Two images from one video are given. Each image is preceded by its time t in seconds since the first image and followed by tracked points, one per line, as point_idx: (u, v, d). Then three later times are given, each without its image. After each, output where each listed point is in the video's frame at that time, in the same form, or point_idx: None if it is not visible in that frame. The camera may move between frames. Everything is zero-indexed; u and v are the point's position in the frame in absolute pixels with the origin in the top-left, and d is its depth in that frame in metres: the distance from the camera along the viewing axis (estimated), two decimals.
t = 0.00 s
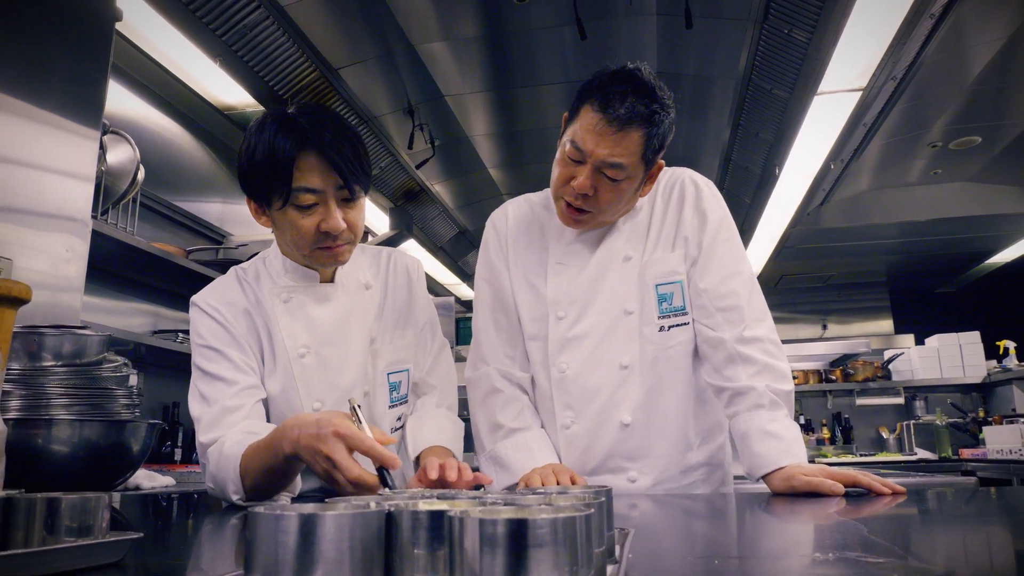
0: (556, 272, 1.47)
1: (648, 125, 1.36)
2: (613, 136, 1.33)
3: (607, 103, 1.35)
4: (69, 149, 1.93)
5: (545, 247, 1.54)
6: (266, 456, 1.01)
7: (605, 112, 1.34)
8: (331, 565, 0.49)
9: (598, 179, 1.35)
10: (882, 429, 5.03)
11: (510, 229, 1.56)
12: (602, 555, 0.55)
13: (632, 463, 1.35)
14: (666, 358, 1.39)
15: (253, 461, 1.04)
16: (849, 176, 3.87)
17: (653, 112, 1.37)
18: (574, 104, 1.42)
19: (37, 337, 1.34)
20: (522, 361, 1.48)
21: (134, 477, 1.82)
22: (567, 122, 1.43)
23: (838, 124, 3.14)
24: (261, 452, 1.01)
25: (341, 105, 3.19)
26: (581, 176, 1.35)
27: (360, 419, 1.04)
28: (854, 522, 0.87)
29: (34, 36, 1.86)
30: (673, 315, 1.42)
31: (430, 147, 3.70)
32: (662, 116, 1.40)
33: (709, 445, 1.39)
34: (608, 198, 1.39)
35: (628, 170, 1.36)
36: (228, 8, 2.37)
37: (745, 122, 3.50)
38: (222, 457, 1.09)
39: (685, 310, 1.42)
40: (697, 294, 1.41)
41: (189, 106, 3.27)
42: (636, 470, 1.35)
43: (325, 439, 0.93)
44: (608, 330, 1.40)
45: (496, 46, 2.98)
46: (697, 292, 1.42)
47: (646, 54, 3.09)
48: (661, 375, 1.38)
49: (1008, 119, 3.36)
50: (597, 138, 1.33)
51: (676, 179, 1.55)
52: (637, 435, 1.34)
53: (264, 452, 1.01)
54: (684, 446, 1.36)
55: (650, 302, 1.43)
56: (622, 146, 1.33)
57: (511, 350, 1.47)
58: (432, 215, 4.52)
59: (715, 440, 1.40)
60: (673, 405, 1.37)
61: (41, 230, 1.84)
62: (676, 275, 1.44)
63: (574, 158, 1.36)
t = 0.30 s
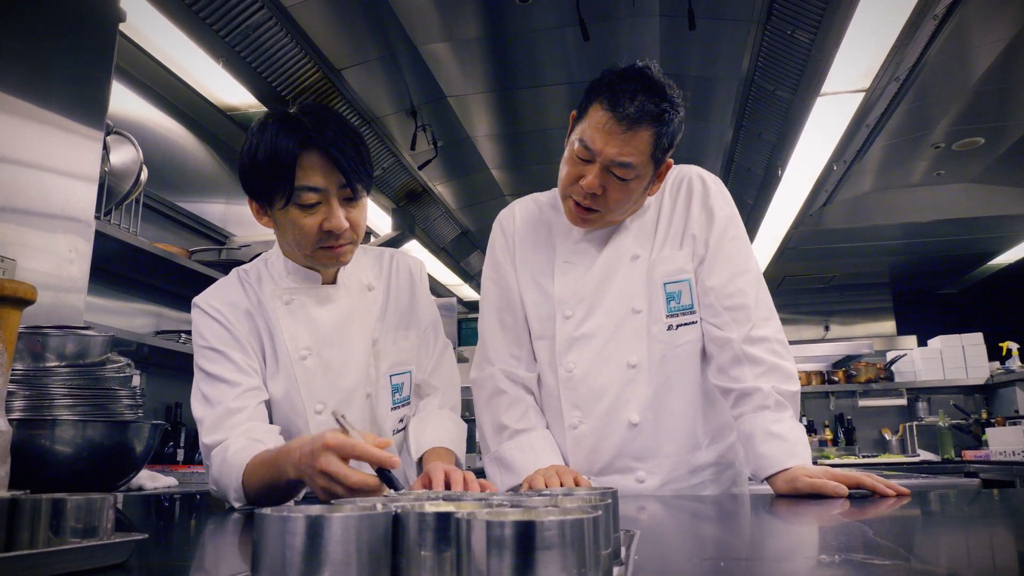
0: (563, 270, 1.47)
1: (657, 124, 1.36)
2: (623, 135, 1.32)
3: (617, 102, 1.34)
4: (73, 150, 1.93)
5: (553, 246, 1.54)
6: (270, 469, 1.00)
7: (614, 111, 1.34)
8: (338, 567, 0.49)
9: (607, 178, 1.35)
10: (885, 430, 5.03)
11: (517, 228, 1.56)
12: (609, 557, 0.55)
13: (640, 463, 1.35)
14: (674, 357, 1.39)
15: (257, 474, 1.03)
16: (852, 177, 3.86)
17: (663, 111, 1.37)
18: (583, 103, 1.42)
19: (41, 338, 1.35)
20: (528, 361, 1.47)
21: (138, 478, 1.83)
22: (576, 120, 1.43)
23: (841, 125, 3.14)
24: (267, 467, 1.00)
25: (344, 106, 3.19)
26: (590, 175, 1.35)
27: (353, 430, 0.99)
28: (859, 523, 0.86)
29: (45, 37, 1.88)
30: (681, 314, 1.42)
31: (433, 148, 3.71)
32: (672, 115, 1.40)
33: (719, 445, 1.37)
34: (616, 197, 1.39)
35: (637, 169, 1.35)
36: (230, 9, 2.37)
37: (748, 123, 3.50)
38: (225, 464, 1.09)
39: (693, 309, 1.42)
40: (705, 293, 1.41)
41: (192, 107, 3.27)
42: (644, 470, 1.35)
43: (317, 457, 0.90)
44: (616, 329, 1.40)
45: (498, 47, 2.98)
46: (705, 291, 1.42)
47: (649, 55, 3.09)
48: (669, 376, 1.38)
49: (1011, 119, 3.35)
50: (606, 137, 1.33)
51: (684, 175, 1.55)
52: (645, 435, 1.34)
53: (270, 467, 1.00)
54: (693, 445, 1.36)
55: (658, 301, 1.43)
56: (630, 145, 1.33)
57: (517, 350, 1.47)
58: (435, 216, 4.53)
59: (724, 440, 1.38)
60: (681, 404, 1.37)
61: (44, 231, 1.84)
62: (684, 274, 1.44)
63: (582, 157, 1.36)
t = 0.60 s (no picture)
0: (570, 271, 1.48)
1: (669, 125, 1.36)
2: (635, 134, 1.33)
3: (629, 102, 1.34)
4: (77, 150, 1.94)
5: (560, 246, 1.55)
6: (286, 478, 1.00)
7: (626, 111, 1.34)
8: (349, 566, 0.50)
9: (618, 178, 1.35)
10: (888, 432, 5.02)
11: (523, 227, 1.56)
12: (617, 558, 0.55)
13: (647, 463, 1.35)
14: (682, 357, 1.39)
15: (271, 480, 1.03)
16: (854, 178, 3.86)
17: (675, 112, 1.38)
18: (595, 101, 1.42)
19: (45, 338, 1.34)
20: (533, 361, 1.47)
21: (141, 478, 1.83)
22: (587, 120, 1.43)
23: (843, 126, 3.14)
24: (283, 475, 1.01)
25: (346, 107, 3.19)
26: (601, 175, 1.35)
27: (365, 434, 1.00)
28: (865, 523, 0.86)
29: (50, 39, 1.88)
30: (688, 314, 1.41)
31: (435, 148, 3.71)
32: (683, 116, 1.40)
33: (726, 446, 1.37)
34: (626, 198, 1.39)
35: (647, 170, 1.36)
36: (233, 8, 2.37)
37: (750, 124, 3.50)
38: (233, 463, 1.10)
39: (700, 309, 1.41)
40: (712, 293, 1.41)
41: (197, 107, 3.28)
42: (651, 470, 1.35)
43: (333, 468, 0.90)
44: (623, 330, 1.40)
45: (500, 48, 2.98)
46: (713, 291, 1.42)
47: (651, 55, 3.09)
48: (676, 377, 1.38)
49: (1013, 121, 3.35)
50: (618, 137, 1.33)
51: (691, 175, 1.55)
52: (652, 435, 1.34)
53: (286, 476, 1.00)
54: (699, 446, 1.36)
55: (666, 301, 1.43)
56: (642, 146, 1.33)
57: (522, 350, 1.46)
58: (437, 217, 4.53)
59: (731, 440, 1.38)
60: (688, 404, 1.36)
61: (49, 231, 1.84)
62: (691, 274, 1.44)
63: (593, 156, 1.36)
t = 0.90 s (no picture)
0: (575, 271, 1.47)
1: (676, 126, 1.37)
2: (642, 135, 1.33)
3: (637, 102, 1.35)
4: (82, 151, 1.94)
5: (565, 247, 1.54)
6: (291, 477, 1.01)
7: (634, 112, 1.34)
8: (361, 566, 0.50)
9: (626, 178, 1.35)
10: (890, 433, 5.01)
11: (529, 227, 1.56)
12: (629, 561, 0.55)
13: (652, 464, 1.35)
14: (687, 358, 1.39)
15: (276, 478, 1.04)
16: (857, 179, 3.86)
17: (682, 113, 1.38)
18: (602, 103, 1.43)
19: (49, 338, 1.34)
20: (538, 361, 1.47)
21: (145, 478, 1.83)
22: (594, 121, 1.43)
23: (846, 126, 3.14)
24: (289, 474, 1.01)
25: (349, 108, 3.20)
26: (608, 174, 1.35)
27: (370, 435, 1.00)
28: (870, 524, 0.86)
29: (56, 40, 1.89)
30: (693, 315, 1.41)
31: (437, 149, 3.72)
32: (691, 117, 1.41)
33: (730, 447, 1.37)
34: (634, 198, 1.39)
35: (656, 170, 1.36)
36: (237, 9, 2.38)
37: (753, 125, 3.50)
38: (237, 463, 1.10)
39: (705, 311, 1.41)
40: (717, 294, 1.41)
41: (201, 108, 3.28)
42: (656, 471, 1.35)
43: (338, 469, 0.91)
44: (628, 331, 1.40)
45: (503, 49, 2.98)
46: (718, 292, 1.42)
47: (653, 57, 3.09)
48: (681, 378, 1.38)
49: (1016, 122, 3.34)
50: (626, 136, 1.33)
51: (696, 177, 1.55)
52: (657, 436, 1.34)
53: (291, 474, 1.01)
54: (704, 447, 1.36)
55: (671, 302, 1.43)
56: (651, 145, 1.34)
57: (527, 350, 1.46)
58: (439, 217, 4.53)
59: (736, 441, 1.38)
60: (693, 405, 1.36)
61: (54, 231, 1.85)
62: (697, 275, 1.43)
63: (600, 156, 1.36)
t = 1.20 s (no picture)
0: (580, 272, 1.48)
1: (682, 125, 1.37)
2: (647, 134, 1.33)
3: (643, 102, 1.35)
4: (86, 151, 1.95)
5: (570, 248, 1.55)
6: (294, 480, 1.01)
7: (640, 111, 1.34)
8: (373, 567, 0.50)
9: (631, 177, 1.35)
10: (892, 433, 5.00)
11: (534, 228, 1.56)
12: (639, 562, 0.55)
13: (657, 465, 1.35)
14: (693, 359, 1.39)
15: (279, 481, 1.04)
16: (859, 180, 3.86)
17: (688, 112, 1.38)
18: (607, 104, 1.43)
19: (54, 339, 1.34)
20: (542, 362, 1.46)
21: (148, 479, 1.83)
22: (599, 122, 1.44)
23: (848, 126, 3.13)
24: (291, 477, 1.01)
25: (351, 108, 3.20)
26: (613, 173, 1.35)
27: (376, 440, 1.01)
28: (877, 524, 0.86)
29: (60, 40, 1.89)
30: (699, 316, 1.41)
31: (440, 150, 3.72)
32: (696, 117, 1.41)
33: (734, 448, 1.37)
34: (639, 198, 1.39)
35: (660, 169, 1.36)
36: (241, 9, 2.38)
37: (756, 125, 3.50)
38: (241, 465, 1.11)
39: (710, 312, 1.41)
40: (723, 295, 1.41)
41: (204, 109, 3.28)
42: (661, 472, 1.35)
43: (341, 472, 0.91)
44: (633, 331, 1.40)
45: (506, 50, 2.98)
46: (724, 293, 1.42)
47: (655, 57, 3.09)
48: (686, 378, 1.38)
49: (1019, 122, 3.34)
50: (631, 135, 1.33)
51: (702, 179, 1.55)
52: (662, 437, 1.34)
53: (294, 477, 1.01)
54: (709, 448, 1.36)
55: (677, 303, 1.43)
56: (655, 145, 1.34)
57: (532, 351, 1.46)
58: (441, 218, 4.53)
59: (740, 443, 1.38)
60: (698, 406, 1.37)
61: (58, 232, 1.85)
62: (702, 276, 1.43)
63: (606, 156, 1.36)
